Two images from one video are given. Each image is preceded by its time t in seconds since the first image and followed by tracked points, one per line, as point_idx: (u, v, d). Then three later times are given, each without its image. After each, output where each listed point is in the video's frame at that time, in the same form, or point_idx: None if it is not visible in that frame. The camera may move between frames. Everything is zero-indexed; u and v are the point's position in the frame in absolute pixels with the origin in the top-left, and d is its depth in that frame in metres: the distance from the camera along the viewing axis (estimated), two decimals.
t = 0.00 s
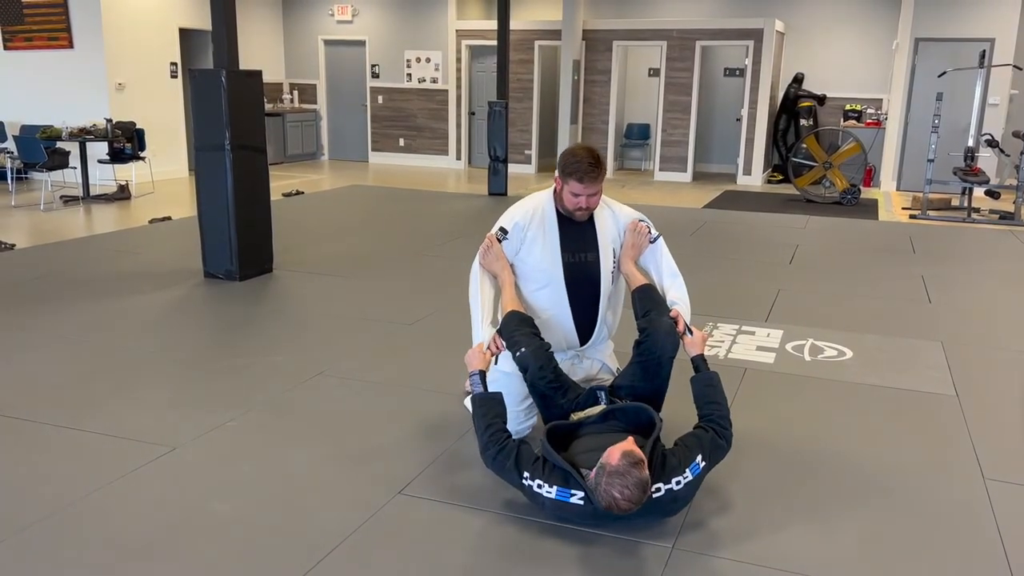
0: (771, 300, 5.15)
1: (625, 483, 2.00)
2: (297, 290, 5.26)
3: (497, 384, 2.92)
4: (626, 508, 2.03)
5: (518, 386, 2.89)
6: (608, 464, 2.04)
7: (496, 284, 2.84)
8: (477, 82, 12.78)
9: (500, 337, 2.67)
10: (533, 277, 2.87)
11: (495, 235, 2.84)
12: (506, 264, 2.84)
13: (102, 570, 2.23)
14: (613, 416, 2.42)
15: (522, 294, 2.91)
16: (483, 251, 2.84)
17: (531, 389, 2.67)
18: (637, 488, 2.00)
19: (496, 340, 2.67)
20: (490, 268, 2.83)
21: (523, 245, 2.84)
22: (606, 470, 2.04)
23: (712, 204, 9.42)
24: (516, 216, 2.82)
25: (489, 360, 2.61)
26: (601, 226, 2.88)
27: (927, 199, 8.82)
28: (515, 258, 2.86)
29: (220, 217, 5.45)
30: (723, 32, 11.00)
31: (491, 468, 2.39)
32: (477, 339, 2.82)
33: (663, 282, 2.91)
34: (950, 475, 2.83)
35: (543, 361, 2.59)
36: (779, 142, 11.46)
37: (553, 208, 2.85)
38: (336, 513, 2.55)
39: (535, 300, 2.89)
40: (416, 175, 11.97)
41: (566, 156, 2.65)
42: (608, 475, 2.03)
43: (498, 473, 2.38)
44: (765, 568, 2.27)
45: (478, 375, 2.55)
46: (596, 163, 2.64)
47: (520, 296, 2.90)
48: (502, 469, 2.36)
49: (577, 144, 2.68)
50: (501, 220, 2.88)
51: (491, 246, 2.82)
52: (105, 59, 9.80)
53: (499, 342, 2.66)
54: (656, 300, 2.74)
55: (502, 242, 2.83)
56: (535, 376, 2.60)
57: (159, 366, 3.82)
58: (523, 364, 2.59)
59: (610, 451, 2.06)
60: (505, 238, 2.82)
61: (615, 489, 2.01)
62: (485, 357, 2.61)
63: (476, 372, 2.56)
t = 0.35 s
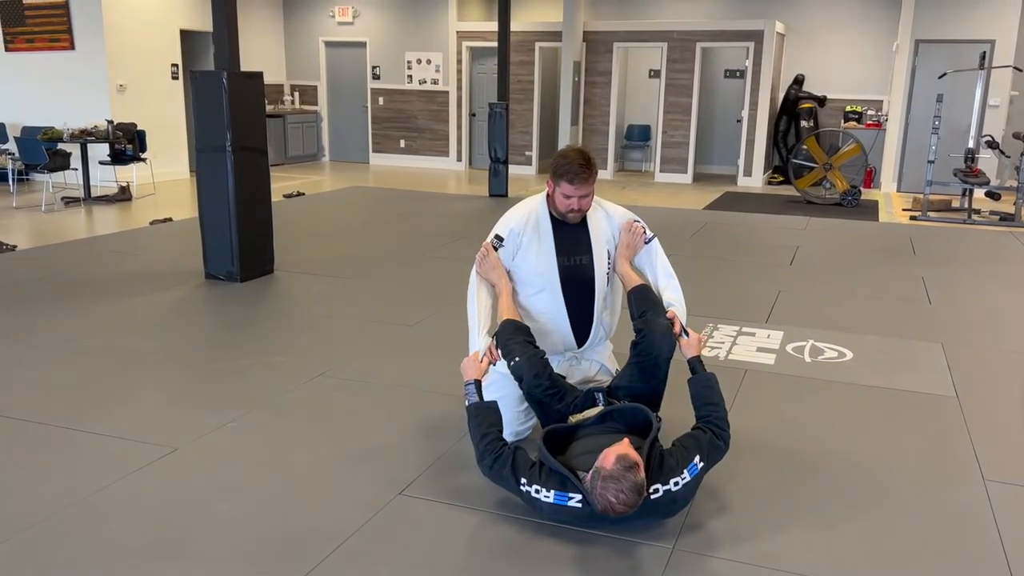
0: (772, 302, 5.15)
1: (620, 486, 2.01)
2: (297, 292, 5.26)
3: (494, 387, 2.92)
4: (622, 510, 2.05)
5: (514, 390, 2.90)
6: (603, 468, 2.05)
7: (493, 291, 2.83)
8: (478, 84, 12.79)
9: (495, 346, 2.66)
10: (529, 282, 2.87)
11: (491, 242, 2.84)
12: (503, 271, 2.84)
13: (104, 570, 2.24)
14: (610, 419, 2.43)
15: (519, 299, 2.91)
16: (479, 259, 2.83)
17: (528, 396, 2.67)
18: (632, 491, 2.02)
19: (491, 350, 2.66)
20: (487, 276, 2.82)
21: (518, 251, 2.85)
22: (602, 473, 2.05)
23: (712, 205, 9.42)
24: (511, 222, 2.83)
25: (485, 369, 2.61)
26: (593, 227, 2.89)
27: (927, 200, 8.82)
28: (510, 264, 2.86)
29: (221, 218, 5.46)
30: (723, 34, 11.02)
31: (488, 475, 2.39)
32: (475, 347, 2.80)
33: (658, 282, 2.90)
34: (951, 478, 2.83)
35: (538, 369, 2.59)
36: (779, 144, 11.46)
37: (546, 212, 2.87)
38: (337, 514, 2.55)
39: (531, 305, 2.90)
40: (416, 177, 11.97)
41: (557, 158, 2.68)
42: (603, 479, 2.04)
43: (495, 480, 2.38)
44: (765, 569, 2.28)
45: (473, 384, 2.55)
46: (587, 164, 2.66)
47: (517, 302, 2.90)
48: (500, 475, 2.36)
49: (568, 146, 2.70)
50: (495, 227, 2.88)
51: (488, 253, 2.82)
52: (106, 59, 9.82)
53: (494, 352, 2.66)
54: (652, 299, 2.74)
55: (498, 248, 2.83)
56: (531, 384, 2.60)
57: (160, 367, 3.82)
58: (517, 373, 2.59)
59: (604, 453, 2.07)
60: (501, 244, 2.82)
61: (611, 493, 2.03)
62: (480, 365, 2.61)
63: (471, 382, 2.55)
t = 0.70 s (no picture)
0: (773, 303, 5.15)
1: (621, 494, 2.01)
2: (298, 293, 5.27)
3: (497, 388, 2.94)
4: (623, 514, 2.05)
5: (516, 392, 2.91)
6: (603, 475, 2.04)
7: (495, 293, 2.84)
8: (478, 85, 12.82)
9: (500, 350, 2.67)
10: (530, 284, 2.88)
11: (492, 244, 2.85)
12: (504, 273, 2.84)
13: (105, 571, 2.25)
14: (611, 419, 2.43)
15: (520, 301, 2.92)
16: (480, 261, 2.84)
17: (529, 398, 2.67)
18: (633, 497, 2.02)
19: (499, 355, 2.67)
20: (489, 278, 2.83)
21: (519, 253, 2.85)
22: (602, 481, 2.04)
23: (713, 207, 9.42)
24: (511, 224, 2.84)
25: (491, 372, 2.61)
26: (592, 228, 2.90)
27: (927, 202, 8.82)
28: (511, 266, 2.86)
29: (222, 220, 5.47)
30: (723, 36, 11.03)
31: (490, 478, 2.39)
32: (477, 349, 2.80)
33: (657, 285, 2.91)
34: (952, 479, 2.83)
35: (539, 370, 2.60)
36: (780, 145, 11.46)
37: (546, 213, 2.87)
38: (338, 515, 2.56)
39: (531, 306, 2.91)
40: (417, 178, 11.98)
41: (554, 159, 2.69)
42: (605, 486, 2.03)
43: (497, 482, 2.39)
44: (765, 569, 2.29)
45: (480, 388, 2.55)
46: (585, 164, 2.68)
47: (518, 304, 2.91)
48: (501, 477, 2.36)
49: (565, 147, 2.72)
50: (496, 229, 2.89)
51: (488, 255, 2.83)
52: (107, 60, 9.83)
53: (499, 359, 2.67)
54: (650, 302, 2.75)
55: (499, 250, 2.84)
56: (531, 386, 2.61)
57: (161, 368, 3.83)
58: (518, 374, 2.60)
59: (604, 459, 2.06)
60: (502, 246, 2.83)
61: (612, 500, 2.03)
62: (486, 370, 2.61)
63: (477, 385, 2.56)
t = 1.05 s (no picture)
0: (773, 304, 5.16)
1: (613, 503, 2.02)
2: (298, 295, 5.28)
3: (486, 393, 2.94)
4: (618, 521, 2.07)
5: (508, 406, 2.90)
6: (595, 488, 2.04)
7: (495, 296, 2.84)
8: (479, 87, 12.85)
9: (480, 351, 2.72)
10: (529, 287, 2.88)
11: (494, 247, 2.85)
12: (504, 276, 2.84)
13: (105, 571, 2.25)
14: (603, 419, 2.43)
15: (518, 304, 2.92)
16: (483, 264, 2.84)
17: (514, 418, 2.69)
18: (626, 504, 2.03)
19: (475, 355, 2.70)
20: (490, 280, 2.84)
21: (520, 256, 2.85)
22: (595, 491, 2.04)
23: (713, 208, 9.42)
24: (514, 227, 2.84)
25: (468, 371, 2.65)
26: (591, 231, 2.89)
27: (927, 203, 8.82)
28: (512, 269, 2.87)
29: (222, 222, 5.48)
30: (723, 38, 11.04)
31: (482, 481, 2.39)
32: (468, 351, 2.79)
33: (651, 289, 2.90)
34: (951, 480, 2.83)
35: (522, 394, 2.61)
36: (780, 147, 11.46)
37: (546, 217, 2.88)
38: (337, 516, 2.56)
39: (530, 309, 2.92)
40: (417, 180, 11.99)
41: (553, 161, 2.70)
42: (597, 497, 2.04)
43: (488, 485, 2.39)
44: (764, 569, 2.29)
45: (460, 388, 2.60)
46: (584, 167, 2.69)
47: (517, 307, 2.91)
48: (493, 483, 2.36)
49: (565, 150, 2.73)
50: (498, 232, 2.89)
51: (491, 257, 2.83)
52: (108, 62, 9.85)
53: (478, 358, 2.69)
54: (643, 305, 2.73)
55: (501, 253, 2.84)
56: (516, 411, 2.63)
57: (161, 369, 3.84)
58: (502, 400, 2.62)
59: (594, 468, 2.07)
60: (503, 250, 2.83)
61: (605, 510, 2.04)
62: (463, 367, 2.65)
63: (458, 385, 2.60)
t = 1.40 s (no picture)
0: (772, 306, 5.16)
1: (591, 514, 2.04)
2: (298, 296, 5.28)
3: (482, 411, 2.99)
4: (601, 523, 2.09)
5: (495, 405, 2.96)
6: (572, 499, 2.05)
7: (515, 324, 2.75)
8: (479, 89, 12.85)
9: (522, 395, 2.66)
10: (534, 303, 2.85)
11: (506, 273, 2.74)
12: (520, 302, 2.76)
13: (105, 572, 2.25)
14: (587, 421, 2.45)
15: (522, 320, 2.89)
16: (499, 294, 2.73)
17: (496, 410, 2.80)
18: (604, 512, 2.04)
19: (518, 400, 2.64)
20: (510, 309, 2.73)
21: (529, 276, 2.79)
22: (573, 504, 2.05)
23: (713, 210, 9.42)
24: (521, 249, 2.76)
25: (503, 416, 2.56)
26: (589, 242, 2.84)
27: (927, 205, 8.82)
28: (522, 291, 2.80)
29: (222, 224, 5.48)
30: (723, 39, 11.04)
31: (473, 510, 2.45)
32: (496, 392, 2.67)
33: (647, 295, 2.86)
34: (951, 482, 2.83)
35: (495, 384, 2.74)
36: (780, 148, 11.46)
37: (546, 229, 2.81)
38: (337, 518, 2.56)
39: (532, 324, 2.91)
40: (418, 182, 11.99)
41: (552, 173, 2.64)
42: (576, 510, 2.06)
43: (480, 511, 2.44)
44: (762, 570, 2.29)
45: (487, 432, 2.52)
46: (584, 179, 2.63)
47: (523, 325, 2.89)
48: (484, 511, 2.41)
49: (563, 161, 2.67)
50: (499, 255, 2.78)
51: (507, 287, 2.73)
52: (108, 64, 9.86)
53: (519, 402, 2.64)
54: (641, 305, 2.65)
55: (514, 278, 2.74)
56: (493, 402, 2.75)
57: (161, 371, 3.84)
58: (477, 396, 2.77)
59: (570, 478, 2.07)
60: (516, 274, 2.74)
61: (585, 518, 2.07)
62: (499, 412, 2.56)
63: (486, 428, 2.53)
